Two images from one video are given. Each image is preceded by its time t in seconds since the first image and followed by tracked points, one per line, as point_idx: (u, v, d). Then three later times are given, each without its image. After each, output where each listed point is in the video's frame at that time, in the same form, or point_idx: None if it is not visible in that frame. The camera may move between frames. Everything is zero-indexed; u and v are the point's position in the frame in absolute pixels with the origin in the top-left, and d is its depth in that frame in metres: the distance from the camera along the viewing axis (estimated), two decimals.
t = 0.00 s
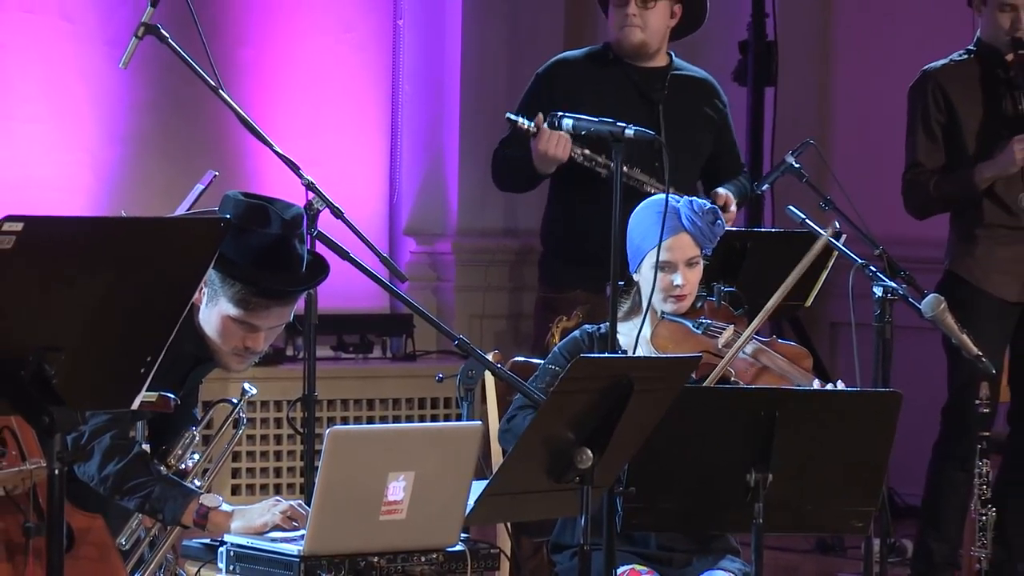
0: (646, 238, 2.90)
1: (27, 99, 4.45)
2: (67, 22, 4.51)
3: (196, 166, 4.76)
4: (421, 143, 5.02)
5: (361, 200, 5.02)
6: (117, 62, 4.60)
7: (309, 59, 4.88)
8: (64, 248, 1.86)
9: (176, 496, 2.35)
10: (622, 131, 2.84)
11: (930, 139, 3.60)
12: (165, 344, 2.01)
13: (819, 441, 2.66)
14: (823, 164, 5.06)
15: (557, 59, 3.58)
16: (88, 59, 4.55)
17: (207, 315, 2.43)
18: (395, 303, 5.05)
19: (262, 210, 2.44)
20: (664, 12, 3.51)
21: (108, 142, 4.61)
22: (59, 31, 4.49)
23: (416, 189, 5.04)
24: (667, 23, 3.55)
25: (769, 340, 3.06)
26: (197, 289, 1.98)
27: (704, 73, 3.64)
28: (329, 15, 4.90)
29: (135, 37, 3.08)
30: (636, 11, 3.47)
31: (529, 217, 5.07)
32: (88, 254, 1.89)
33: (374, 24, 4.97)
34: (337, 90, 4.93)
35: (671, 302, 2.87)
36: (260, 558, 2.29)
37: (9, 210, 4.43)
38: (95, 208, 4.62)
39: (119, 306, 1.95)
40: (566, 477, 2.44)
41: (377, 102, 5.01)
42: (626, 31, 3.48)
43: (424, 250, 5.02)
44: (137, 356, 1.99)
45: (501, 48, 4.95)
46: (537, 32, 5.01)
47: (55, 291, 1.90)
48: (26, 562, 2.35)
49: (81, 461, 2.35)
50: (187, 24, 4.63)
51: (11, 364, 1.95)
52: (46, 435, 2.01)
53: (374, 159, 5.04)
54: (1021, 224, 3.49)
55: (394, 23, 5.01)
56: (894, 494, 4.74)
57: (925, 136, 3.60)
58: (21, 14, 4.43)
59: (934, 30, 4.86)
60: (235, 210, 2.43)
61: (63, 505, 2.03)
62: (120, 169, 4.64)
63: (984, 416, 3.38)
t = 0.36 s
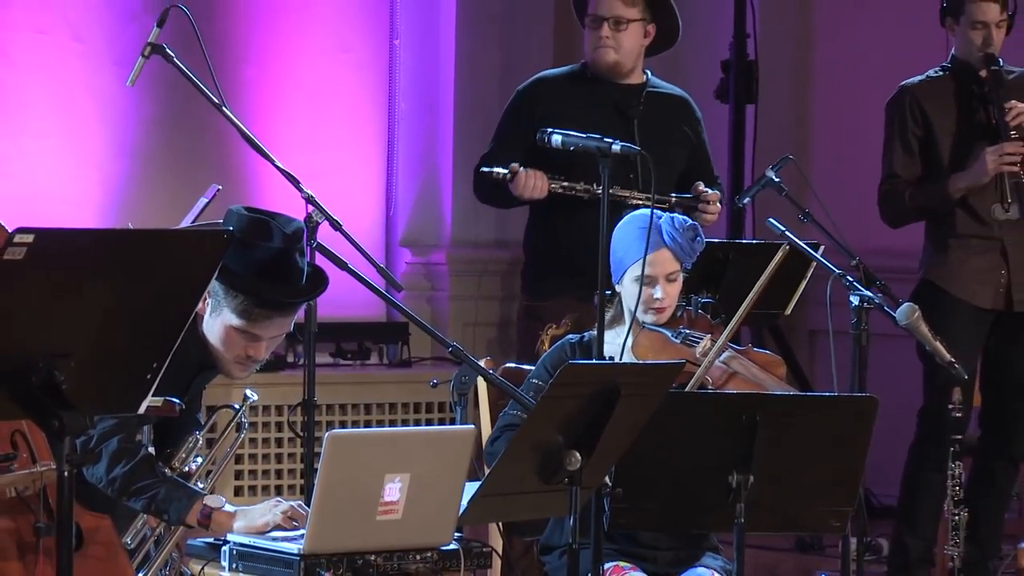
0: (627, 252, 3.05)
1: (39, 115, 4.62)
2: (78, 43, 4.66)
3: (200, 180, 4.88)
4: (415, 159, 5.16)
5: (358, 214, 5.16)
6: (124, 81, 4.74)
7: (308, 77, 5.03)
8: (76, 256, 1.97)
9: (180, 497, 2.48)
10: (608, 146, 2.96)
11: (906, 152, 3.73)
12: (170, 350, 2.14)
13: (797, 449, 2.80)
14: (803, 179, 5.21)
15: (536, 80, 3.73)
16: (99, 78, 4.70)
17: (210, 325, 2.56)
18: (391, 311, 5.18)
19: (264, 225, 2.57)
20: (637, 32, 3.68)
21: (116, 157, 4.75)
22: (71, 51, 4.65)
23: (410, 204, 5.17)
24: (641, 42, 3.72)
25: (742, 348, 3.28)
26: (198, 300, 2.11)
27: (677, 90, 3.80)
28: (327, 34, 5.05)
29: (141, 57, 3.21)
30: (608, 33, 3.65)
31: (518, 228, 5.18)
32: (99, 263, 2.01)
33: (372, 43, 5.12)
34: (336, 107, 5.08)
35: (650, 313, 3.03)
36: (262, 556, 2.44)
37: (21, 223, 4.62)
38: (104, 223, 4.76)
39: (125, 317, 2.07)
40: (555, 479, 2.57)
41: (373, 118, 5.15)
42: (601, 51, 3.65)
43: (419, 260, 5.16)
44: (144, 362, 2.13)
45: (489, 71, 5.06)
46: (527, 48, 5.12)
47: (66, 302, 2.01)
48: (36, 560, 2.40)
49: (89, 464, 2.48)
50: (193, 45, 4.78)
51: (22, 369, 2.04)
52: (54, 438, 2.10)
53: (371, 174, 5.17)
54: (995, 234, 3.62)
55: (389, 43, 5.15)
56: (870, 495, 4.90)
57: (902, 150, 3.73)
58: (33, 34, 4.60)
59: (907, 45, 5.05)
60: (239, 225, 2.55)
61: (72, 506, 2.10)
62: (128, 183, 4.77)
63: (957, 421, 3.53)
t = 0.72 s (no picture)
0: (607, 262, 3.19)
1: (44, 132, 4.74)
2: (83, 62, 4.80)
3: (199, 195, 5.03)
4: (406, 175, 5.28)
5: (352, 226, 5.31)
6: (127, 99, 4.87)
7: (304, 95, 5.18)
8: (82, 265, 2.05)
9: (181, 498, 2.62)
10: (592, 160, 3.11)
11: (886, 149, 3.86)
12: (171, 358, 2.23)
13: (773, 454, 2.94)
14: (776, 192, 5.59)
15: (510, 98, 3.87)
16: (103, 96, 4.84)
17: (209, 331, 2.70)
18: (383, 320, 5.33)
19: (260, 235, 2.71)
20: (604, 46, 3.80)
21: (119, 171, 4.88)
22: (77, 70, 4.79)
23: (400, 219, 5.30)
24: (611, 56, 3.84)
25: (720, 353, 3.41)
26: (198, 309, 2.21)
27: (650, 106, 3.89)
28: (322, 54, 5.20)
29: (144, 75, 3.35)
30: (576, 47, 3.78)
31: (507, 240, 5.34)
32: (103, 272, 2.08)
33: (365, 62, 5.28)
34: (331, 123, 5.23)
35: (629, 320, 3.18)
36: (259, 554, 2.55)
37: (25, 236, 4.73)
38: (107, 233, 4.88)
39: (125, 321, 2.14)
40: (540, 480, 2.72)
41: (366, 134, 5.31)
42: (568, 64, 3.78)
43: (410, 271, 5.29)
44: (144, 367, 2.21)
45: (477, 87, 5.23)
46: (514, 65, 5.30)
47: (68, 307, 2.07)
48: (41, 559, 2.48)
49: (93, 465, 2.62)
50: (194, 65, 4.91)
51: (25, 376, 2.11)
52: (61, 442, 2.17)
53: (364, 188, 5.32)
54: (948, 249, 3.77)
55: (382, 62, 5.31)
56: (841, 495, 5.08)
57: (882, 148, 3.86)
58: (40, 54, 4.72)
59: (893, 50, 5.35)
60: (237, 235, 2.70)
61: (76, 509, 2.21)
62: (130, 198, 4.91)
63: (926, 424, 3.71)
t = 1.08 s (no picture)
0: (585, 271, 3.33)
1: (44, 147, 4.90)
2: (82, 79, 4.96)
3: (194, 207, 5.17)
4: (393, 189, 5.44)
5: (341, 238, 5.44)
6: (124, 115, 5.02)
7: (295, 111, 5.32)
8: (80, 275, 2.15)
9: (176, 499, 2.76)
10: (572, 175, 3.24)
11: (857, 179, 4.03)
12: (165, 364, 2.31)
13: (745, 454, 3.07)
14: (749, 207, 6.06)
15: (482, 116, 4.00)
16: (102, 113, 4.99)
17: (204, 338, 2.82)
18: (370, 326, 5.49)
19: (252, 246, 2.87)
20: (570, 65, 3.87)
21: (117, 185, 5.04)
22: (76, 88, 4.95)
23: (387, 231, 5.45)
24: (577, 75, 3.92)
25: (692, 356, 3.59)
26: (192, 317, 2.29)
27: (618, 120, 3.99)
28: (313, 71, 5.34)
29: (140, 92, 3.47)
30: (541, 66, 3.86)
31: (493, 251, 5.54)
32: (101, 280, 2.18)
33: (353, 79, 5.41)
34: (320, 139, 5.37)
35: (605, 327, 3.31)
36: (252, 552, 2.69)
37: (26, 246, 4.90)
38: (105, 244, 5.04)
39: (126, 320, 2.23)
40: (522, 480, 2.86)
41: (354, 148, 5.45)
42: (535, 84, 3.88)
43: (398, 280, 5.44)
44: (141, 375, 2.30)
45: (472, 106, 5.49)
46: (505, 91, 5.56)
47: (68, 314, 2.17)
48: (42, 557, 2.62)
49: (93, 467, 2.76)
50: (189, 82, 5.05)
51: (27, 383, 2.23)
52: (62, 443, 2.32)
53: (353, 200, 5.46)
54: (901, 273, 3.97)
55: (369, 79, 5.45)
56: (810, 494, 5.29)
57: (853, 177, 4.03)
58: (39, 71, 4.88)
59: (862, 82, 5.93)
60: (231, 246, 2.85)
61: (75, 508, 2.35)
62: (128, 210, 5.06)
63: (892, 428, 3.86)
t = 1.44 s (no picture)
0: (560, 283, 3.47)
1: (41, 159, 5.04)
2: (78, 95, 5.10)
3: (186, 216, 5.33)
4: (375, 202, 5.57)
5: (327, 246, 5.60)
6: (118, 128, 5.17)
7: (282, 125, 5.49)
8: (78, 281, 2.25)
9: (168, 498, 2.90)
10: (549, 186, 3.36)
11: (818, 184, 4.18)
12: (158, 368, 2.41)
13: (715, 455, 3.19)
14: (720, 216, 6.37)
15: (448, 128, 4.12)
16: (97, 127, 5.14)
17: (195, 343, 2.95)
18: (356, 333, 5.64)
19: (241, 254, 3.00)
20: (534, 80, 4.01)
21: (112, 197, 5.18)
22: (72, 103, 5.09)
23: (371, 241, 5.59)
24: (540, 89, 4.06)
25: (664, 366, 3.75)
26: (184, 321, 2.39)
27: (578, 130, 4.13)
28: (300, 87, 5.51)
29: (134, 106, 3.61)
30: (507, 80, 3.99)
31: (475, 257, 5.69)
32: (98, 286, 2.27)
33: (339, 96, 5.59)
34: (306, 153, 5.53)
35: (580, 335, 3.46)
36: (239, 550, 2.84)
37: (24, 256, 5.04)
38: (101, 253, 5.19)
39: (125, 320, 2.33)
40: (502, 480, 2.98)
41: (340, 161, 5.61)
42: (500, 97, 4.01)
43: (381, 288, 5.59)
44: (136, 378, 2.40)
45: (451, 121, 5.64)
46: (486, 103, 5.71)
47: (67, 318, 2.27)
48: (38, 553, 2.70)
49: (88, 467, 2.88)
50: (179, 96, 5.21)
51: (26, 386, 2.32)
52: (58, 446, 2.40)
53: (338, 211, 5.62)
54: (874, 273, 4.14)
55: (354, 95, 5.63)
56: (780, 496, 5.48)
57: (816, 180, 4.18)
58: (36, 86, 5.03)
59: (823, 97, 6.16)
60: (220, 254, 2.98)
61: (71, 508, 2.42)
62: (122, 220, 5.21)
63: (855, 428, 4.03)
